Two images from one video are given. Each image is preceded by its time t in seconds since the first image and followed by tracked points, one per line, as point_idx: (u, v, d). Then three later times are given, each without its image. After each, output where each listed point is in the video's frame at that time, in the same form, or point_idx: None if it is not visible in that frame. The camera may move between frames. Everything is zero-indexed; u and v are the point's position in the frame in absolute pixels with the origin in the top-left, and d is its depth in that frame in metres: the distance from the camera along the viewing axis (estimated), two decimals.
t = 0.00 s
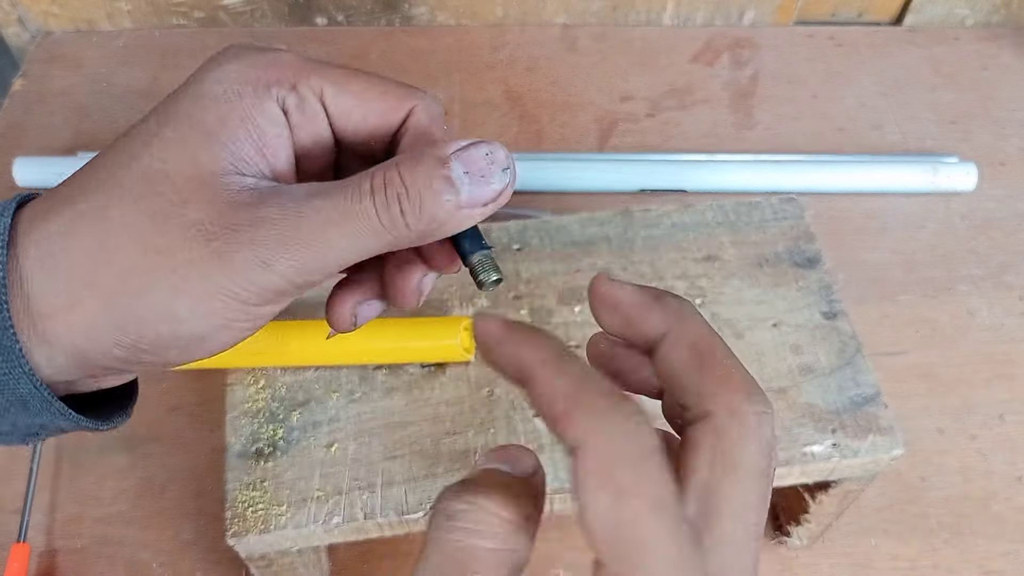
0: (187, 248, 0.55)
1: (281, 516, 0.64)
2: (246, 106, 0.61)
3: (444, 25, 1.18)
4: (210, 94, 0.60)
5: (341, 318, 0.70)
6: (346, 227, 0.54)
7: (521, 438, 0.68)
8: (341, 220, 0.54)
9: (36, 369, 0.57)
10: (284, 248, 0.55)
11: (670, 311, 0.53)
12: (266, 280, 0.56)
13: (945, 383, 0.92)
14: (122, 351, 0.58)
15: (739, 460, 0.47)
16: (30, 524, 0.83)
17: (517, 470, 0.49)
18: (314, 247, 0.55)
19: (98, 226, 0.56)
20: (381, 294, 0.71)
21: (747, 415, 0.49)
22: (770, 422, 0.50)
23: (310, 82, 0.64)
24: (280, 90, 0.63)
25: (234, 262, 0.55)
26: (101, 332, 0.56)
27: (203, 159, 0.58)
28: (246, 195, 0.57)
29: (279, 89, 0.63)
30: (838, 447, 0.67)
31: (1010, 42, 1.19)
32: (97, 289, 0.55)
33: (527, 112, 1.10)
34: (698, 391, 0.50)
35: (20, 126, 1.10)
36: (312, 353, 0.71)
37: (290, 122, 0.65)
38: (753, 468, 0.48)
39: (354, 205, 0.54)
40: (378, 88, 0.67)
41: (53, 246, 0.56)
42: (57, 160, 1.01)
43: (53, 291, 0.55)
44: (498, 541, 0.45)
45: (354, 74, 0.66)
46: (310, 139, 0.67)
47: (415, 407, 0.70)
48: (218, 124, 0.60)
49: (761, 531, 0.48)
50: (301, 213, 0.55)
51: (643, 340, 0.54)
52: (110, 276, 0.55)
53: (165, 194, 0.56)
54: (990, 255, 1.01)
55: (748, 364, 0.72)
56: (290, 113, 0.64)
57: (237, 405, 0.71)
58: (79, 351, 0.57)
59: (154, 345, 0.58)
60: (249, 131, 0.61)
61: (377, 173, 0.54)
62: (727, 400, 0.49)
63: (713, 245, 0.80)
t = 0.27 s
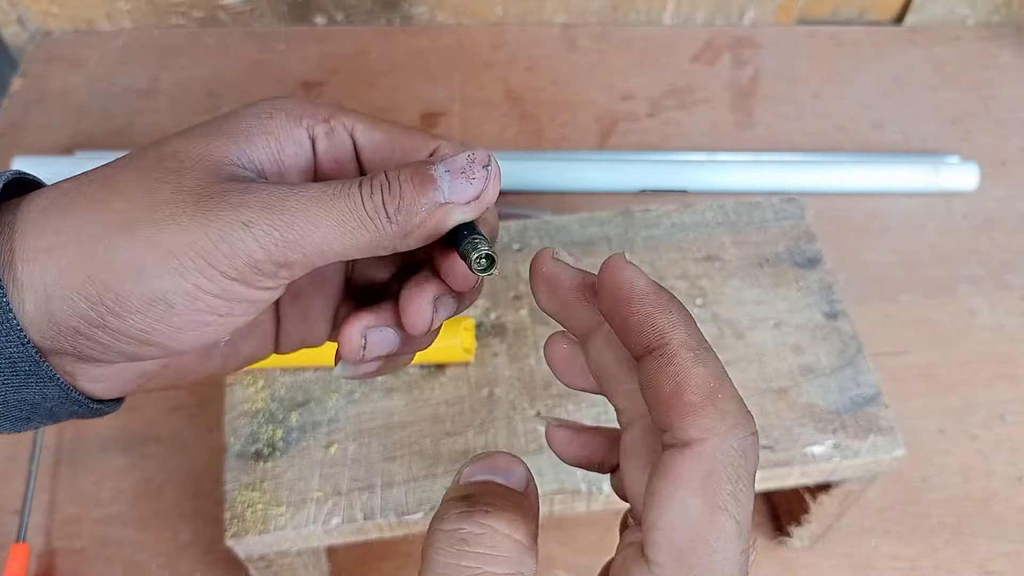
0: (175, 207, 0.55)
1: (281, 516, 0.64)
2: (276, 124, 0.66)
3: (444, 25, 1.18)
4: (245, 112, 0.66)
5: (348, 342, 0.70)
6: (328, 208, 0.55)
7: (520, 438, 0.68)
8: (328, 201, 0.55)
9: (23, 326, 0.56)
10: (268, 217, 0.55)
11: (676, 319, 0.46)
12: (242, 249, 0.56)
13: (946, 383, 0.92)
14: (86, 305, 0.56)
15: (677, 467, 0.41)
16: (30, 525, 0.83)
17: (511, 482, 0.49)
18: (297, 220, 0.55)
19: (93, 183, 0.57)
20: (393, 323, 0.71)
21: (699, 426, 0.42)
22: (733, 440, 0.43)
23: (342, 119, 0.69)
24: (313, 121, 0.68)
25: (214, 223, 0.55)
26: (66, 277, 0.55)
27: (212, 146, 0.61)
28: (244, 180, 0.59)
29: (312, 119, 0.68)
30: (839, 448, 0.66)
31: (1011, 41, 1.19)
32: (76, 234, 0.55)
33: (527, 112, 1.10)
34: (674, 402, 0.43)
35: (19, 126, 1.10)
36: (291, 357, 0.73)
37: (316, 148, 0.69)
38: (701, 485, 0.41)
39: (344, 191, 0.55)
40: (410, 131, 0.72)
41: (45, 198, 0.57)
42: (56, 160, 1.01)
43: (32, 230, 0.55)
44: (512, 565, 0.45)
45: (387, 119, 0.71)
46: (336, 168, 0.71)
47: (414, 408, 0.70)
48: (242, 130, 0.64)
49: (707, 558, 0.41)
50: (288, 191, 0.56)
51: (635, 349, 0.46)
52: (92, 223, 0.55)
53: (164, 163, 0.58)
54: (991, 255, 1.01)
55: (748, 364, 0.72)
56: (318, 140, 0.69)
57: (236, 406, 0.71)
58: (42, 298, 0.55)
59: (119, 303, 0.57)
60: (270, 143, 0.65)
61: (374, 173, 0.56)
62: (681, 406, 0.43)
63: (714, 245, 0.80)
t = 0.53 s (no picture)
0: (179, 198, 0.56)
1: (281, 516, 0.64)
2: (286, 143, 0.66)
3: (444, 25, 1.18)
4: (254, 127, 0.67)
5: (339, 349, 0.71)
6: (328, 205, 0.55)
7: (520, 438, 0.68)
8: (328, 201, 0.55)
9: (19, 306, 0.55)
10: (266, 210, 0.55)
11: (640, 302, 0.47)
12: (242, 240, 0.56)
13: (946, 383, 0.92)
14: (84, 289, 0.56)
15: (624, 466, 0.39)
16: (30, 525, 0.83)
17: (472, 483, 0.48)
18: (295, 217, 0.55)
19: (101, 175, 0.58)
20: (387, 336, 0.72)
21: (647, 423, 0.40)
22: (684, 441, 0.40)
23: (350, 142, 0.69)
24: (321, 143, 0.68)
25: (217, 213, 0.55)
26: (67, 263, 0.55)
27: (221, 151, 0.62)
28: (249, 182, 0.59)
29: (319, 141, 0.67)
30: (838, 447, 0.66)
31: (1011, 41, 1.19)
32: (81, 218, 0.55)
33: (527, 112, 1.10)
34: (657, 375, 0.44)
35: (20, 126, 1.10)
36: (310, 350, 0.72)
37: (322, 168, 0.69)
38: (648, 486, 0.39)
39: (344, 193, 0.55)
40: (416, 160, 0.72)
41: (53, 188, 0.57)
42: (56, 160, 1.01)
43: (36, 216, 0.55)
44: (455, 565, 0.44)
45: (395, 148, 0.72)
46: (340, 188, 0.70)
47: (414, 408, 0.70)
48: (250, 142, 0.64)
49: (656, 560, 0.39)
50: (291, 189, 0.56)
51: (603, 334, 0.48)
52: (97, 208, 0.55)
53: (170, 159, 0.59)
54: (991, 255, 1.01)
55: (748, 365, 0.72)
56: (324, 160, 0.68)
57: (236, 406, 0.71)
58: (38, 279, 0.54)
59: (117, 288, 0.56)
60: (276, 155, 0.65)
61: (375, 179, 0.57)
62: (631, 399, 0.40)
63: (714, 244, 0.80)
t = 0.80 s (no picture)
0: (166, 203, 0.55)
1: (281, 516, 0.64)
2: (270, 135, 0.66)
3: (444, 25, 1.18)
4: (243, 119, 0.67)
5: (373, 331, 0.66)
6: (316, 214, 0.54)
7: (520, 438, 0.68)
8: (318, 210, 0.54)
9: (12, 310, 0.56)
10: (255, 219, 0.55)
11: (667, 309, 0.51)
12: (229, 249, 0.55)
13: (945, 383, 0.92)
14: (73, 295, 0.56)
15: (642, 478, 0.40)
16: (30, 525, 0.83)
17: (480, 491, 0.48)
18: (284, 225, 0.54)
19: (92, 176, 0.57)
20: (416, 315, 0.68)
21: (668, 438, 0.40)
22: (704, 455, 0.41)
23: (336, 126, 0.68)
24: (309, 130, 0.67)
25: (203, 221, 0.54)
26: (55, 267, 0.55)
27: (212, 152, 0.61)
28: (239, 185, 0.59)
29: (306, 129, 0.67)
30: (838, 447, 0.67)
31: (1011, 42, 1.19)
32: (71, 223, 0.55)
33: (527, 112, 1.10)
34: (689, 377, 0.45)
35: (21, 126, 1.10)
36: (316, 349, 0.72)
37: (311, 157, 0.68)
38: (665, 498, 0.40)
39: (333, 200, 0.55)
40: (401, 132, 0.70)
41: (45, 190, 0.57)
42: (57, 160, 1.01)
43: (26, 221, 0.56)
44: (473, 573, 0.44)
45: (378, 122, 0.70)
46: (329, 174, 0.70)
47: (415, 407, 0.70)
48: (240, 137, 0.64)
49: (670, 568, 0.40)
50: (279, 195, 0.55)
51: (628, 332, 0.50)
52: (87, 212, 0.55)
53: (159, 162, 0.58)
54: (990, 255, 1.01)
55: (747, 364, 0.72)
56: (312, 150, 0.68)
57: (237, 406, 0.71)
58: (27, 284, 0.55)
59: (105, 295, 0.56)
60: (262, 151, 0.65)
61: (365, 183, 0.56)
62: (653, 414, 0.41)
63: (713, 244, 0.80)
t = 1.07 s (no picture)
0: (156, 246, 0.54)
1: (281, 516, 0.64)
2: (249, 134, 0.63)
3: (444, 25, 1.18)
4: (218, 114, 0.63)
5: (376, 342, 0.66)
6: (312, 251, 0.54)
7: (520, 438, 0.68)
8: (314, 245, 0.54)
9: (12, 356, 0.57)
10: (249, 259, 0.54)
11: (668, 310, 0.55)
12: (224, 293, 0.55)
13: (945, 383, 0.92)
14: (70, 342, 0.56)
15: (607, 439, 0.44)
16: (30, 525, 0.83)
17: (492, 466, 0.49)
18: (279, 265, 0.54)
19: (71, 211, 0.56)
20: (415, 319, 0.68)
21: (617, 399, 0.45)
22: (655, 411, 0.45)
23: (317, 114, 0.66)
24: (288, 123, 0.65)
25: (197, 266, 0.54)
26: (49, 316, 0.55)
27: (192, 166, 0.58)
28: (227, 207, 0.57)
29: (287, 122, 0.65)
30: (838, 447, 0.67)
31: (1011, 42, 1.19)
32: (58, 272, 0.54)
33: (527, 112, 1.10)
34: (681, 382, 0.51)
35: (21, 126, 1.10)
36: (311, 353, 0.71)
37: (294, 153, 0.66)
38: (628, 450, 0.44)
39: (328, 233, 0.54)
40: (387, 117, 0.68)
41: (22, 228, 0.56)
42: (56, 160, 1.01)
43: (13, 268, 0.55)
44: (488, 539, 0.45)
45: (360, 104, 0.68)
46: (316, 169, 0.68)
47: (415, 407, 0.70)
48: (217, 142, 0.61)
49: (655, 517, 0.44)
50: (271, 231, 0.55)
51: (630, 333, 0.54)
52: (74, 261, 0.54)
53: (141, 189, 0.56)
54: (990, 255, 1.01)
55: (747, 364, 0.72)
56: (294, 143, 0.66)
57: (237, 406, 0.71)
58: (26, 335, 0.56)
59: (104, 342, 0.57)
60: (245, 155, 0.62)
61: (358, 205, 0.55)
62: (599, 384, 0.46)
63: (713, 244, 0.80)
